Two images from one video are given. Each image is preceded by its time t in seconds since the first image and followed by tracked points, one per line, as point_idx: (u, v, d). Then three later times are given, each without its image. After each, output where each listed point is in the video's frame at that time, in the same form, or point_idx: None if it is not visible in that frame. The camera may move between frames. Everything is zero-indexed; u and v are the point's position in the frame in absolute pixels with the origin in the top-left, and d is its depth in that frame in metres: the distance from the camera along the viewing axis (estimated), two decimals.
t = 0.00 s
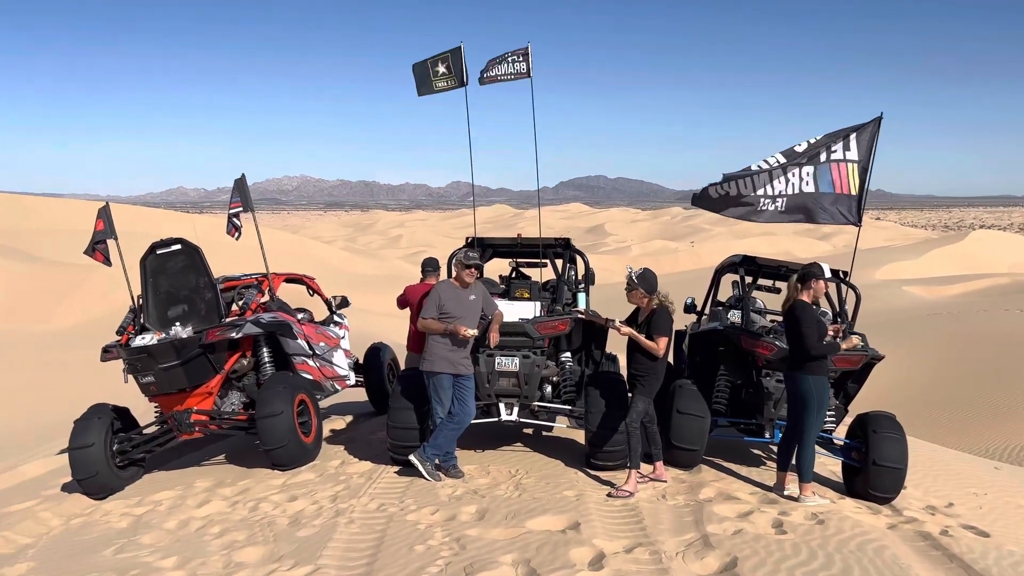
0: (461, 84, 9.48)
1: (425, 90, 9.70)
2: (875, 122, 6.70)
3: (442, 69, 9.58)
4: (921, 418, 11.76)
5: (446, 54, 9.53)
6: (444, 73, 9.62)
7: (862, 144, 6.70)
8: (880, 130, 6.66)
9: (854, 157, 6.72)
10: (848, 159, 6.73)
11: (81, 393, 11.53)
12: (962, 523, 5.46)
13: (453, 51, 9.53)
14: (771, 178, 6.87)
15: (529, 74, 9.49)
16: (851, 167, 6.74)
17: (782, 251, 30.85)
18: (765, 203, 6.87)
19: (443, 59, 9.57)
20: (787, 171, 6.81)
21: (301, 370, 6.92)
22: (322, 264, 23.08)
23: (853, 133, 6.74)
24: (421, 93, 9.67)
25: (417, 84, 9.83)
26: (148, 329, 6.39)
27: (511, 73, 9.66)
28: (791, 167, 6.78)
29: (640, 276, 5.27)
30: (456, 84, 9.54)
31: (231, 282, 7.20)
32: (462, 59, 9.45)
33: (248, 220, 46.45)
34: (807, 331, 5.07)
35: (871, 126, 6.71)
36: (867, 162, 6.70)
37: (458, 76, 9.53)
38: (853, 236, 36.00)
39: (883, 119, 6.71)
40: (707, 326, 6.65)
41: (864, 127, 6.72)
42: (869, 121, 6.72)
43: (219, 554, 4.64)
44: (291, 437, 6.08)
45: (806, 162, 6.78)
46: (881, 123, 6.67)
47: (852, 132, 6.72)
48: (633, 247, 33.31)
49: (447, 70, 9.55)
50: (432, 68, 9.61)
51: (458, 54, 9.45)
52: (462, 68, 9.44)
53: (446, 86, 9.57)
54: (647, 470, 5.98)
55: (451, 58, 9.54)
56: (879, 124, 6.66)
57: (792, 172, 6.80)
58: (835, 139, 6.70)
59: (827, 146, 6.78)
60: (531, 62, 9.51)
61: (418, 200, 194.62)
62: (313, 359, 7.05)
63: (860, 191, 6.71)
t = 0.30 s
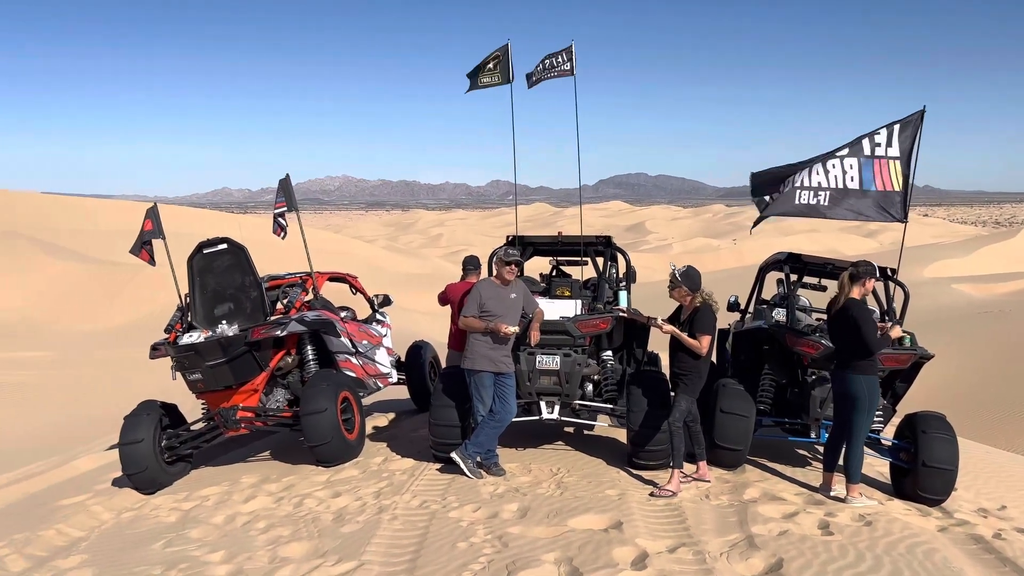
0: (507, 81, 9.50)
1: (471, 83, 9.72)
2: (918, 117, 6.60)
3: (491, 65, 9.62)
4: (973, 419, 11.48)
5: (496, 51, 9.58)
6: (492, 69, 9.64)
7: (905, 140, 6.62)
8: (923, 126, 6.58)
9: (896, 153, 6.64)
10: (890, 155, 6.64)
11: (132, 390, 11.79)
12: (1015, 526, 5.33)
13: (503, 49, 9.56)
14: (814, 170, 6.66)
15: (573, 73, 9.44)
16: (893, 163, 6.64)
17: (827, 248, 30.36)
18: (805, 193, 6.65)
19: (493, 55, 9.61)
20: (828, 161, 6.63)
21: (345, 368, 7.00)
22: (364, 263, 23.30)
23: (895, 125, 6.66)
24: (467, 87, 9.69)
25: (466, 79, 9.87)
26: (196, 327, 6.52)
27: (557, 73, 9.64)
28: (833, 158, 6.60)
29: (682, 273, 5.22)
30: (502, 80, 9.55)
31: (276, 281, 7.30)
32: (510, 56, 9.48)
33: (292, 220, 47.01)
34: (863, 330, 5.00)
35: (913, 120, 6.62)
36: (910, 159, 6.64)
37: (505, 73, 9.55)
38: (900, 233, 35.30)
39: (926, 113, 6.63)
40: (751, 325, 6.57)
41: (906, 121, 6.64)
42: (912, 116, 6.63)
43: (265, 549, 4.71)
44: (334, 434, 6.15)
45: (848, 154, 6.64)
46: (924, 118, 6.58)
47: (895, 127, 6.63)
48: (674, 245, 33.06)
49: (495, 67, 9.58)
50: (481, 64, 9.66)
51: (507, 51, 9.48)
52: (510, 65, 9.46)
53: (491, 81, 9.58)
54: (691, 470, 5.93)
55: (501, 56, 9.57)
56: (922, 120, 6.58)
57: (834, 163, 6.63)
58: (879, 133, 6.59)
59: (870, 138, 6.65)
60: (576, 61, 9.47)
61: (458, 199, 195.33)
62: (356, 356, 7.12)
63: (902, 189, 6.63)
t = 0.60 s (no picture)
0: (549, 80, 9.52)
1: (512, 87, 9.70)
2: (973, 111, 6.41)
3: (531, 64, 9.60)
4: None
5: (536, 50, 9.55)
6: (532, 69, 9.62)
7: (960, 136, 6.44)
8: (979, 120, 6.39)
9: (951, 148, 6.46)
10: (945, 150, 6.46)
11: (183, 387, 12.04)
12: None
13: (543, 47, 9.56)
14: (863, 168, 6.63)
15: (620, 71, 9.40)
16: (948, 159, 6.48)
17: (878, 247, 29.75)
18: (856, 194, 6.67)
19: (532, 55, 9.59)
20: (878, 160, 6.57)
21: (391, 366, 7.06)
22: (409, 262, 23.47)
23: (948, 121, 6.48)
24: (509, 89, 9.68)
25: (503, 80, 9.84)
26: (246, 325, 6.63)
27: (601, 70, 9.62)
28: (883, 157, 6.54)
29: (731, 272, 5.16)
30: (544, 79, 9.56)
31: (324, 279, 7.35)
32: (551, 55, 9.49)
33: (338, 220, 47.55)
34: (924, 331, 4.90)
35: (968, 115, 6.43)
36: (966, 154, 6.45)
37: (546, 72, 9.56)
38: (954, 231, 34.48)
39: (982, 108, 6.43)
40: (801, 325, 6.47)
41: (961, 115, 6.45)
42: (966, 110, 6.44)
43: (314, 544, 4.78)
44: (381, 431, 6.20)
45: (897, 154, 6.52)
46: (980, 112, 6.39)
47: (949, 122, 6.45)
48: (720, 244, 32.70)
49: (536, 67, 9.57)
50: (520, 64, 9.63)
51: (548, 50, 9.48)
52: (551, 64, 9.48)
53: (533, 82, 9.57)
54: (739, 471, 5.87)
55: (541, 54, 9.57)
56: (978, 114, 6.39)
57: (881, 163, 6.58)
58: (931, 129, 6.43)
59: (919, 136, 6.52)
60: (622, 58, 9.45)
61: (502, 198, 195.58)
62: (402, 354, 7.17)
63: (957, 185, 6.46)
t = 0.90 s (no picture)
0: (589, 79, 9.48)
1: (551, 84, 9.71)
2: None
3: (571, 62, 9.59)
4: None
5: (577, 49, 9.53)
6: (572, 67, 9.61)
7: None
8: None
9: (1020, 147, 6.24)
10: (1013, 149, 6.25)
11: (234, 384, 12.26)
12: None
13: (585, 47, 9.52)
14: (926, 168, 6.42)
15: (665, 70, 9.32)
16: (1016, 157, 6.26)
17: (933, 247, 29.06)
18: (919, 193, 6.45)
19: (573, 53, 9.57)
20: (943, 159, 6.36)
21: (437, 365, 7.11)
22: (455, 262, 23.58)
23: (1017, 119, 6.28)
24: (547, 85, 9.67)
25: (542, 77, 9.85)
26: (296, 323, 6.73)
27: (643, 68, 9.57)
28: (948, 155, 6.32)
29: (782, 273, 5.09)
30: (584, 78, 9.54)
31: (371, 279, 7.41)
32: (592, 55, 9.44)
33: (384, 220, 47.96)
34: (992, 335, 4.79)
35: None
36: None
37: (587, 71, 9.53)
38: (1013, 231, 33.53)
39: None
40: (852, 327, 6.36)
41: None
42: None
43: (361, 541, 4.83)
44: (427, 430, 6.25)
45: (965, 151, 6.32)
46: None
47: (1019, 120, 6.26)
48: (769, 244, 32.24)
49: (576, 65, 9.55)
50: (560, 62, 9.62)
51: (589, 50, 9.44)
52: (592, 63, 9.43)
53: (573, 80, 9.56)
54: (788, 475, 5.79)
55: (582, 53, 9.54)
56: None
57: (948, 161, 6.34)
58: (999, 125, 6.24)
59: (988, 133, 6.33)
60: (667, 57, 9.38)
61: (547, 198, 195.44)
62: (448, 353, 7.22)
63: None
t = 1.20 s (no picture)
0: (637, 78, 9.41)
1: (598, 84, 9.67)
2: None
3: (619, 62, 9.55)
4: None
5: (626, 49, 9.51)
6: (620, 67, 9.57)
7: None
8: None
9: None
10: None
11: (281, 382, 12.44)
12: None
13: (634, 47, 9.48)
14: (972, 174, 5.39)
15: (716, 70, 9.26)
16: None
17: (988, 251, 28.34)
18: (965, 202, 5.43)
19: (622, 53, 9.54)
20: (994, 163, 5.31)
21: (481, 365, 7.13)
22: (499, 264, 23.65)
23: None
24: (595, 85, 9.63)
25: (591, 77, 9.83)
26: (342, 323, 6.82)
27: (694, 72, 9.49)
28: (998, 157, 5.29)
29: (831, 276, 5.02)
30: (632, 77, 9.48)
31: (416, 279, 7.47)
32: (641, 54, 9.39)
33: (428, 221, 48.25)
34: None
35: None
36: None
37: (635, 71, 9.48)
38: None
39: None
40: (904, 331, 6.23)
41: None
42: None
43: (405, 539, 4.87)
44: (471, 430, 6.27)
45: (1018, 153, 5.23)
46: None
47: None
48: (817, 247, 31.72)
49: (624, 65, 9.50)
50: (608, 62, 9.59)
51: (639, 49, 9.40)
52: (641, 62, 9.39)
53: (622, 79, 9.50)
54: (836, 481, 5.70)
55: (631, 52, 9.50)
56: None
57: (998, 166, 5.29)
58: None
59: None
60: (717, 56, 9.30)
61: (591, 200, 194.81)
62: (492, 354, 7.23)
63: None
